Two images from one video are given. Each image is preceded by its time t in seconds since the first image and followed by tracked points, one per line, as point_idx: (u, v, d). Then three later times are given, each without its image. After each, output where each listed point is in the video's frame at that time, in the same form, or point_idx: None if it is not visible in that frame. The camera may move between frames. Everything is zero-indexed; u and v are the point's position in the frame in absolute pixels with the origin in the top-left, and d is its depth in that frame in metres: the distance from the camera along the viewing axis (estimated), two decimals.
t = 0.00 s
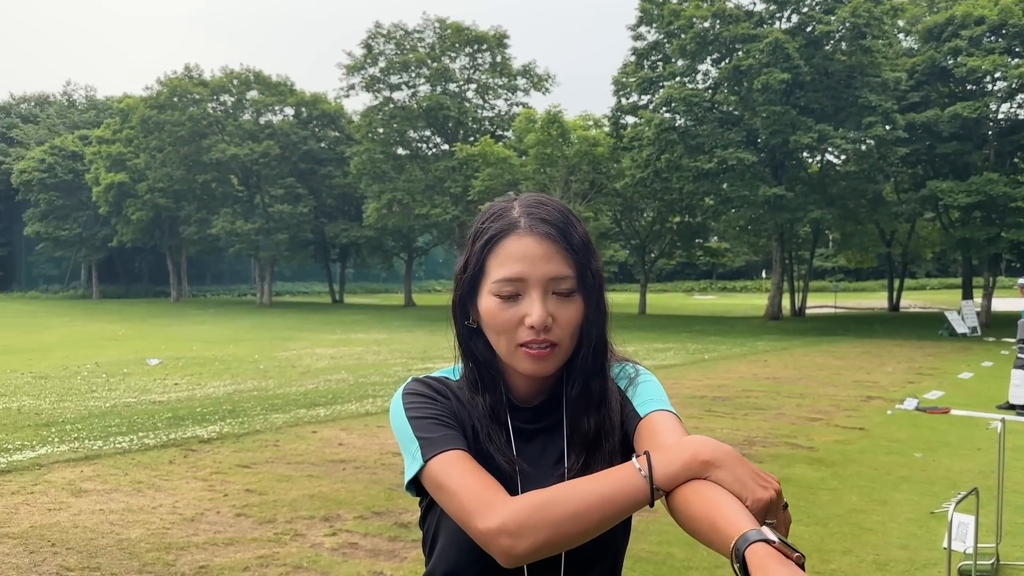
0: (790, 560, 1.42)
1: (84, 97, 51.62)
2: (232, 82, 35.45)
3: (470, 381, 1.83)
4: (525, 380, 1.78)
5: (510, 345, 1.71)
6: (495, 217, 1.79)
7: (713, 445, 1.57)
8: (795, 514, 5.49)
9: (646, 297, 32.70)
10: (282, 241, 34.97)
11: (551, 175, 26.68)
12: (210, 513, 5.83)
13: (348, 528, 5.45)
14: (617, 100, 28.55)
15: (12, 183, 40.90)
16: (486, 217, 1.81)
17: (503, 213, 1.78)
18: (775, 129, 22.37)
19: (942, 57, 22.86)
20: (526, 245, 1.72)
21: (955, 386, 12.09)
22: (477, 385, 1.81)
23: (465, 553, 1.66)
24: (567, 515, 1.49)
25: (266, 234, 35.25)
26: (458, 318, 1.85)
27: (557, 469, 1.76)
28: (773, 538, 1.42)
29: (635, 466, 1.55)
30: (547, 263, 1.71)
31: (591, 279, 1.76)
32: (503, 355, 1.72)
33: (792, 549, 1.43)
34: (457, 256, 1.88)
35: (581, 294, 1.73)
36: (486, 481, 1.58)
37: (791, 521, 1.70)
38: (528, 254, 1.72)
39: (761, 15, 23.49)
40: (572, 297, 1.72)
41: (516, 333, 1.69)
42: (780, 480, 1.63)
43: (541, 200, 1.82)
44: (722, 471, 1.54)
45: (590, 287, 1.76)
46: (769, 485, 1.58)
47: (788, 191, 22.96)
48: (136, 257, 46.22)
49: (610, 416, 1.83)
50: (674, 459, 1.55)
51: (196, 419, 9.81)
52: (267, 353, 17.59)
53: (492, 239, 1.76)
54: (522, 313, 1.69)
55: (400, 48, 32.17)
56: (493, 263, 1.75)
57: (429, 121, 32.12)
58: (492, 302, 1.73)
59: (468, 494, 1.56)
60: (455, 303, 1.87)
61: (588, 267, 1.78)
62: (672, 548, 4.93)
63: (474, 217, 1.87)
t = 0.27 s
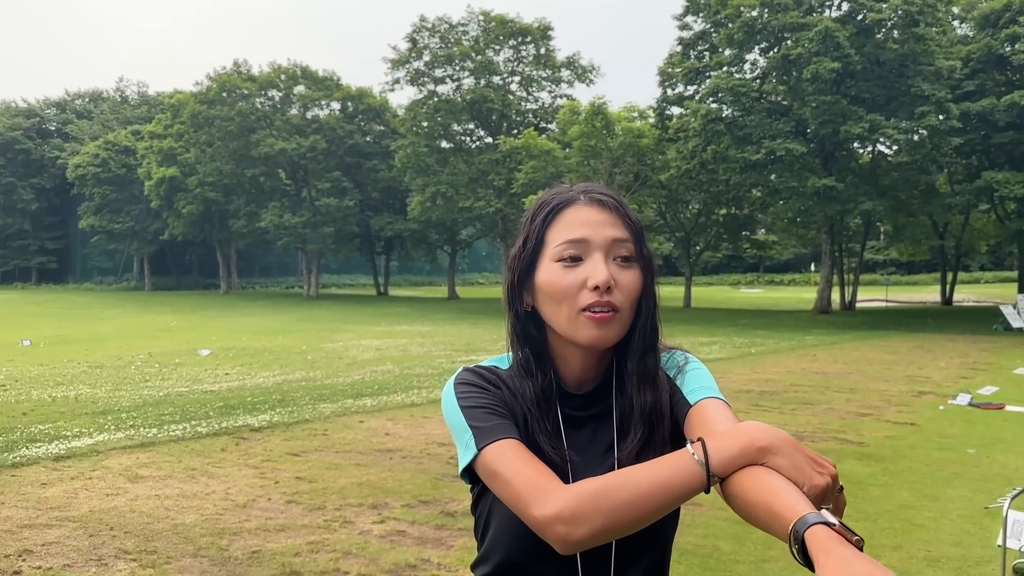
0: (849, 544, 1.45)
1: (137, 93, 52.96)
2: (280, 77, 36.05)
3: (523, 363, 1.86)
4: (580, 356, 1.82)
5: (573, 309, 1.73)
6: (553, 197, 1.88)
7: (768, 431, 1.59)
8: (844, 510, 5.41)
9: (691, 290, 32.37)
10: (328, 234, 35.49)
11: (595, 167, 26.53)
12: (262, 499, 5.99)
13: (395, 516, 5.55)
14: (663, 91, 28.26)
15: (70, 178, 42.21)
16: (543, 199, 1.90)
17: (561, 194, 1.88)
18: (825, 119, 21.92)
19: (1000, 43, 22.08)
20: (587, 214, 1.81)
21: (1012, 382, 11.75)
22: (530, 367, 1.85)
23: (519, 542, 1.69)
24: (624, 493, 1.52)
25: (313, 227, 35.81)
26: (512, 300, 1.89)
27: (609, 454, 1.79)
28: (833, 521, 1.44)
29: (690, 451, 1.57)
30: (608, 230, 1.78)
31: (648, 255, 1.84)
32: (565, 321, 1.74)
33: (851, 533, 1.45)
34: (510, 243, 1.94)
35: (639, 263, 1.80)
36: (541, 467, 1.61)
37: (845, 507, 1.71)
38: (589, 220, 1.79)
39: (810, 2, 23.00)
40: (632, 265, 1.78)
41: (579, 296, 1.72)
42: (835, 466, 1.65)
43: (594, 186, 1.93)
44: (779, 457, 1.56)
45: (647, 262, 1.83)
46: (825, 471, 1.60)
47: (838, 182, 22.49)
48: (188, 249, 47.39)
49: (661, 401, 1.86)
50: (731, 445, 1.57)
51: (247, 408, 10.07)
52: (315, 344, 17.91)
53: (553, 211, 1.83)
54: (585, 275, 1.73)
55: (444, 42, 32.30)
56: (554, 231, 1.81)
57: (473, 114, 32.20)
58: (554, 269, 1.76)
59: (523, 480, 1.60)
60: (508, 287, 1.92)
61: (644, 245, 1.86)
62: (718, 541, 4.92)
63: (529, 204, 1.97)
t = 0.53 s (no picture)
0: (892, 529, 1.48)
1: (195, 89, 54.30)
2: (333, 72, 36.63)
3: (570, 355, 1.90)
4: (628, 351, 1.87)
5: (628, 317, 1.77)
6: (614, 192, 1.87)
7: (811, 420, 1.61)
8: (900, 506, 5.32)
9: (744, 283, 31.86)
10: (380, 227, 35.94)
11: (646, 159, 26.22)
12: (317, 485, 6.15)
13: (446, 504, 5.65)
14: (715, 80, 27.85)
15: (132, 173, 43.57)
16: (603, 192, 1.89)
17: (622, 190, 1.87)
18: (883, 108, 21.35)
19: None
20: (648, 218, 1.81)
21: None
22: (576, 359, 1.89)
23: (566, 523, 1.74)
24: (670, 481, 1.56)
25: (365, 220, 36.28)
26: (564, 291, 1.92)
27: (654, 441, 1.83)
28: (877, 508, 1.47)
29: (734, 440, 1.60)
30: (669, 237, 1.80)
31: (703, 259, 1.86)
32: (620, 324, 1.78)
33: (895, 518, 1.47)
34: (564, 233, 1.94)
35: (695, 270, 1.82)
36: (589, 454, 1.66)
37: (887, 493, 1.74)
38: (651, 227, 1.79)
39: None
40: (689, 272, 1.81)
41: (635, 304, 1.76)
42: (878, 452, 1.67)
43: (653, 180, 1.92)
44: (824, 444, 1.59)
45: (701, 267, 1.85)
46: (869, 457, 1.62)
47: (897, 172, 21.89)
48: (244, 242, 48.54)
49: (708, 393, 1.90)
50: (775, 432, 1.59)
51: (301, 397, 10.31)
52: (367, 335, 18.20)
53: (613, 212, 1.83)
54: (644, 285, 1.75)
55: (494, 34, 32.34)
56: (615, 234, 1.81)
57: (523, 106, 32.21)
58: (613, 275, 1.78)
59: (571, 465, 1.64)
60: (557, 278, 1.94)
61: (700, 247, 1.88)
62: (770, 535, 4.88)
63: (586, 192, 1.95)
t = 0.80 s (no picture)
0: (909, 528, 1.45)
1: (255, 81, 55.46)
2: (389, 62, 37.01)
3: (594, 349, 1.90)
4: (653, 347, 1.87)
5: (652, 309, 1.77)
6: (640, 185, 1.86)
7: (833, 417, 1.59)
8: (959, 501, 5.17)
9: (803, 272, 31.14)
10: (434, 216, 36.21)
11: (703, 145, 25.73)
12: (368, 471, 6.27)
13: (494, 491, 5.70)
14: (775, 65, 27.22)
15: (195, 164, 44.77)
16: (627, 184, 1.88)
17: (648, 182, 1.85)
18: (950, 91, 20.58)
19: None
20: (674, 211, 1.80)
21: None
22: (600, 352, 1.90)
23: (590, 519, 1.75)
24: (690, 477, 1.55)
25: (420, 209, 36.58)
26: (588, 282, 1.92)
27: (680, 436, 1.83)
28: (891, 505, 1.45)
29: (754, 438, 1.59)
30: (694, 229, 1.79)
31: (728, 251, 1.85)
32: (643, 316, 1.78)
33: (911, 517, 1.45)
34: (589, 226, 1.94)
35: (721, 263, 1.82)
36: (611, 450, 1.67)
37: (912, 488, 1.71)
38: (676, 220, 1.79)
39: None
40: (715, 266, 1.80)
41: (660, 297, 1.75)
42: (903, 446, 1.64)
43: (679, 172, 1.91)
44: (843, 441, 1.57)
45: (727, 260, 1.85)
46: (890, 452, 1.59)
47: (965, 158, 21.13)
48: (303, 231, 49.53)
49: (736, 389, 1.89)
50: (794, 430, 1.58)
51: (355, 384, 10.50)
52: (421, 323, 18.39)
53: (639, 205, 1.82)
54: (668, 278, 1.75)
55: (549, 21, 32.16)
56: (640, 227, 1.80)
57: (577, 94, 32.00)
58: (637, 267, 1.79)
59: (594, 460, 1.65)
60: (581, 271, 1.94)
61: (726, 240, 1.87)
62: (822, 529, 4.79)
63: (611, 183, 1.94)
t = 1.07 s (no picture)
0: (882, 522, 1.45)
1: (310, 74, 56.36)
2: (441, 54, 37.24)
3: (595, 340, 1.92)
4: (653, 339, 1.88)
5: (650, 299, 1.78)
6: (641, 176, 1.87)
7: (817, 409, 1.59)
8: (1013, 499, 5.08)
9: (862, 263, 30.38)
10: (485, 207, 36.31)
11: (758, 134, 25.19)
12: (411, 459, 6.37)
13: (534, 481, 5.74)
14: (833, 51, 26.54)
15: (253, 157, 45.76)
16: (629, 176, 1.89)
17: (648, 174, 1.87)
18: (1017, 77, 19.83)
19: None
20: (674, 202, 1.81)
21: None
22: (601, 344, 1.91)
23: (589, 510, 1.77)
24: (676, 468, 1.57)
25: (471, 201, 36.74)
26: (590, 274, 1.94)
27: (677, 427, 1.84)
28: (862, 499, 1.45)
29: (737, 430, 1.59)
30: (693, 220, 1.80)
31: (729, 244, 1.86)
32: (641, 306, 1.80)
33: (882, 510, 1.45)
34: (591, 219, 1.95)
35: (721, 256, 1.82)
36: (604, 441, 1.69)
37: (902, 481, 1.69)
38: (674, 212, 1.80)
39: None
40: (715, 258, 1.82)
41: (658, 288, 1.77)
42: (894, 437, 1.62)
43: (679, 164, 1.92)
44: (827, 432, 1.56)
45: (728, 251, 1.86)
46: (877, 444, 1.58)
47: None
48: (357, 223, 50.33)
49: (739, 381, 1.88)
50: (777, 420, 1.58)
51: (403, 373, 10.66)
52: (470, 314, 18.52)
53: (638, 197, 1.83)
54: (666, 270, 1.76)
55: (601, 10, 31.85)
56: (639, 219, 1.82)
57: (629, 83, 31.67)
58: (635, 258, 1.80)
59: (588, 450, 1.68)
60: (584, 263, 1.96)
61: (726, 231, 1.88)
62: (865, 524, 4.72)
63: (613, 176, 1.96)
